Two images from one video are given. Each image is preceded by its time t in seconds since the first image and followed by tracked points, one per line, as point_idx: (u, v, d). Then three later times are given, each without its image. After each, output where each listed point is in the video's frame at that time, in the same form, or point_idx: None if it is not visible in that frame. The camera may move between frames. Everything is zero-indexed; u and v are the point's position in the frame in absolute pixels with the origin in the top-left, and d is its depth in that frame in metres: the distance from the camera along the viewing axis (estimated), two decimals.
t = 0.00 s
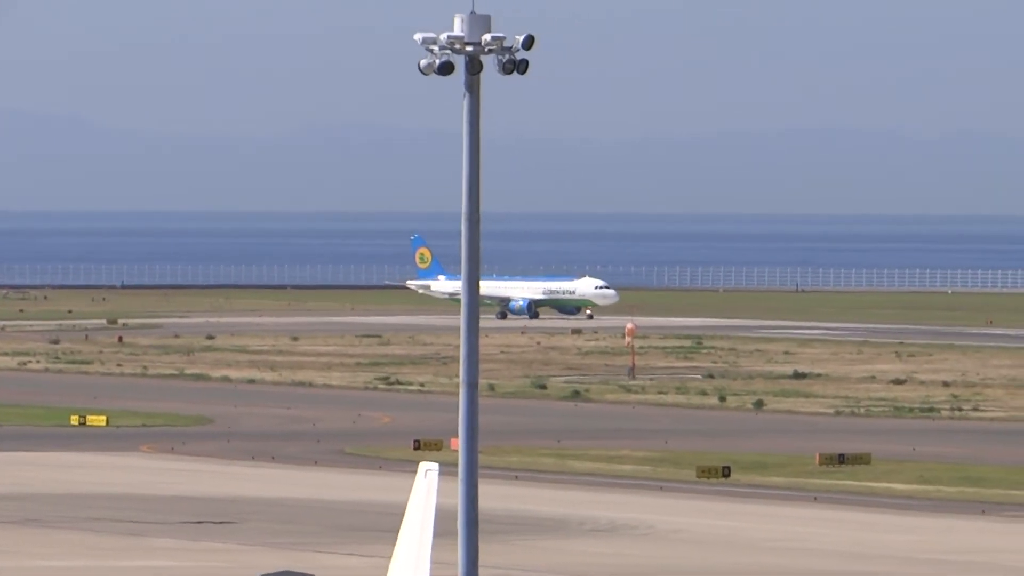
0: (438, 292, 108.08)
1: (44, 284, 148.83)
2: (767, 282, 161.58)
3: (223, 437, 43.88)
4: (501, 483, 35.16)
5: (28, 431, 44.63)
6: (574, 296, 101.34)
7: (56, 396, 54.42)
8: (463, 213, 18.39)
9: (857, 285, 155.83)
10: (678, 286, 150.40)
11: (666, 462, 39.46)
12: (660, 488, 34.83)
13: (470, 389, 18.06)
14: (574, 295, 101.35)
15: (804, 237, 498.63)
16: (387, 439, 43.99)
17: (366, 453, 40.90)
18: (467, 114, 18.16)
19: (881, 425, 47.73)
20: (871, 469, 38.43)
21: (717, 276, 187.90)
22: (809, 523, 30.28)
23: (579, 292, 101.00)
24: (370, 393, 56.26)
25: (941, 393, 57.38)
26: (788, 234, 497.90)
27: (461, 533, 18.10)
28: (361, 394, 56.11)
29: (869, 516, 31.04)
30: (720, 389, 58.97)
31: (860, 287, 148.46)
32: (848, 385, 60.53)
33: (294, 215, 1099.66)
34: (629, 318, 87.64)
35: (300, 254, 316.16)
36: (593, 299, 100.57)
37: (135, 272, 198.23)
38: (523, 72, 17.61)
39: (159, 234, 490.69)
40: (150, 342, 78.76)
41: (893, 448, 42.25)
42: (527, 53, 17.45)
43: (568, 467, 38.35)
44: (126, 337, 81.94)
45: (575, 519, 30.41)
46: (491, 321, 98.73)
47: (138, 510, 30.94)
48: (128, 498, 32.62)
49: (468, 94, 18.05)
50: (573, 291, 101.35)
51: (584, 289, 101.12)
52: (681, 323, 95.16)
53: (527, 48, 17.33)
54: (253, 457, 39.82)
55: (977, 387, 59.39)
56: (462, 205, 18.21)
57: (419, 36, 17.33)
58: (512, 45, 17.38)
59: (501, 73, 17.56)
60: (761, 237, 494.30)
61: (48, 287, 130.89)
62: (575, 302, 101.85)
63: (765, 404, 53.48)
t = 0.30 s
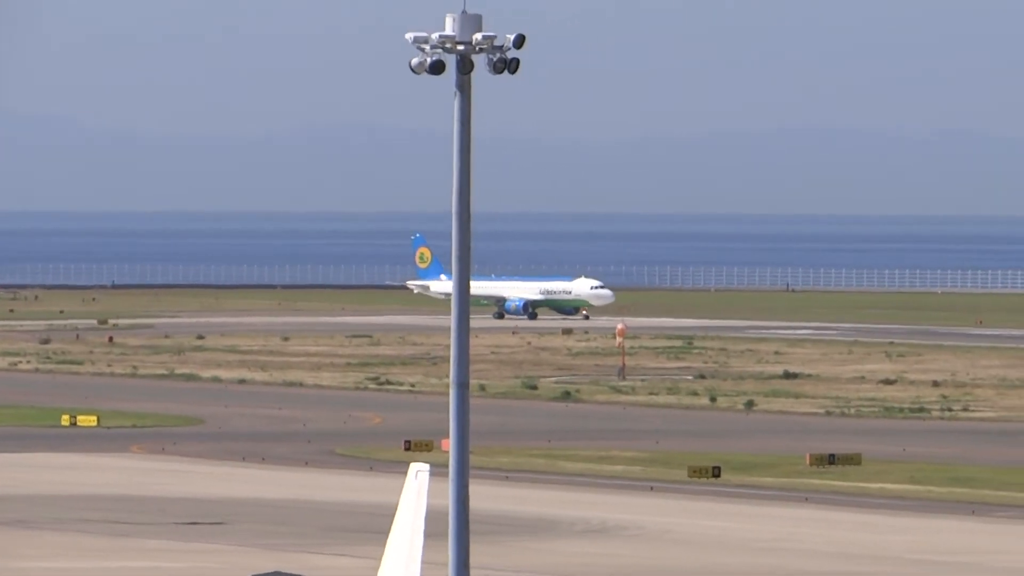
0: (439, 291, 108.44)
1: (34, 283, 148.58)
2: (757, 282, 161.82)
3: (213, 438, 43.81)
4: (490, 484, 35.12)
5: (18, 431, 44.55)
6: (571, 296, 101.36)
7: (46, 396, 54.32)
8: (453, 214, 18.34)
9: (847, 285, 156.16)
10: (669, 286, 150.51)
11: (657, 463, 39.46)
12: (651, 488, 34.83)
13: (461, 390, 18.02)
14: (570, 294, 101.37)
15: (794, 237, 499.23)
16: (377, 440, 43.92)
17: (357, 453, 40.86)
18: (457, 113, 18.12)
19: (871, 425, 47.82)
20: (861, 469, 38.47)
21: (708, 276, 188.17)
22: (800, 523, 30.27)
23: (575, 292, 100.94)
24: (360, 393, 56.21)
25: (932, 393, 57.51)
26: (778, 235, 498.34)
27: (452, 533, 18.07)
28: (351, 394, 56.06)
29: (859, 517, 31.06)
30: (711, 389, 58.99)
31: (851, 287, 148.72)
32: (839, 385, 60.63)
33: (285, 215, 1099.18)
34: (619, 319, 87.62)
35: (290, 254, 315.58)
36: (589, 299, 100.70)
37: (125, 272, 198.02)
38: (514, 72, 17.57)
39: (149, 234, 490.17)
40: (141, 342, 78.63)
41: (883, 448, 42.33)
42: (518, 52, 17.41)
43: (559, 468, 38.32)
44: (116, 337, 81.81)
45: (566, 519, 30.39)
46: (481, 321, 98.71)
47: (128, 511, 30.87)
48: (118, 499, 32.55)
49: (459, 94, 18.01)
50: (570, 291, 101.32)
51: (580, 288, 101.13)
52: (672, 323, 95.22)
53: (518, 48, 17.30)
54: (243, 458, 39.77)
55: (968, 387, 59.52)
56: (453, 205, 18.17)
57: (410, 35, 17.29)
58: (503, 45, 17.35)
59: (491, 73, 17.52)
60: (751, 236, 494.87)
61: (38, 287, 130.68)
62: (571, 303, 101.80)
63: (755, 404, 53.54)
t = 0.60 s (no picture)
0: (435, 291, 108.61)
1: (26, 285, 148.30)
2: (749, 283, 161.99)
3: (204, 438, 43.80)
4: (481, 485, 35.12)
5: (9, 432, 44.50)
6: (566, 297, 101.39)
7: (37, 397, 54.28)
8: (443, 215, 18.35)
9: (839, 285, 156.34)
10: (661, 287, 150.69)
11: (648, 463, 39.49)
12: (641, 489, 34.88)
13: (451, 390, 18.02)
14: (566, 295, 101.43)
15: (785, 236, 499.83)
16: (368, 440, 43.92)
17: (348, 454, 40.86)
18: (447, 117, 18.15)
19: (861, 425, 47.94)
20: (853, 470, 38.55)
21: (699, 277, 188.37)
22: (791, 523, 30.32)
23: (571, 292, 101.02)
24: (352, 394, 56.19)
25: (923, 393, 57.69)
26: (769, 235, 499.67)
27: (443, 537, 18.10)
28: (342, 395, 56.06)
29: (848, 517, 31.14)
30: (701, 389, 59.12)
31: (841, 287, 148.97)
32: (830, 385, 60.77)
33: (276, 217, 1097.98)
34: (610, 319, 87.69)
35: (282, 254, 315.66)
36: (584, 299, 100.78)
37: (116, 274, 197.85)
38: (504, 73, 17.60)
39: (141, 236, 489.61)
40: (132, 343, 78.56)
41: (874, 449, 42.42)
42: (508, 54, 17.45)
43: (549, 467, 38.34)
44: (108, 338, 81.75)
45: (557, 520, 30.39)
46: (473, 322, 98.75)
47: (119, 512, 30.86)
48: (110, 499, 32.53)
49: (449, 96, 18.04)
50: (565, 291, 101.36)
51: (576, 288, 101.14)
52: (663, 324, 95.27)
53: (509, 49, 17.34)
54: (234, 458, 39.78)
55: (959, 387, 59.71)
56: (443, 205, 18.16)
57: (401, 37, 17.31)
58: (493, 46, 17.39)
59: (482, 74, 17.56)
60: (742, 236, 495.41)
61: (30, 289, 130.50)
62: (567, 304, 101.81)
63: (746, 404, 53.63)
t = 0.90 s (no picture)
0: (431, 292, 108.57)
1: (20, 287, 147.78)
2: (744, 284, 162.04)
3: (200, 440, 43.73)
4: (477, 486, 35.08)
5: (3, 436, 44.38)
6: (567, 298, 101.39)
7: (32, 399, 54.15)
8: (440, 217, 18.35)
9: (834, 286, 156.55)
10: (656, 288, 150.74)
11: (644, 464, 39.48)
12: (638, 490, 34.87)
13: (448, 392, 18.04)
14: (567, 296, 101.44)
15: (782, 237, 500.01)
16: (363, 442, 43.86)
17: (344, 456, 40.83)
18: (443, 118, 18.15)
19: (858, 425, 48.03)
20: (849, 470, 38.60)
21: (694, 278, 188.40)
22: (785, 524, 30.34)
23: (572, 295, 101.20)
24: (349, 396, 56.14)
25: (918, 394, 57.71)
26: (765, 237, 499.81)
27: (439, 536, 18.13)
28: (338, 396, 56.02)
29: (845, 518, 31.17)
30: (697, 391, 59.06)
31: (837, 288, 149.13)
32: (826, 386, 60.88)
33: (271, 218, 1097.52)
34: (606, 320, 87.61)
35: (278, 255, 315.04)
36: (585, 300, 100.78)
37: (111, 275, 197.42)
38: (500, 75, 17.61)
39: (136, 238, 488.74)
40: (127, 345, 78.41)
41: (870, 449, 42.48)
42: (504, 55, 17.46)
43: (545, 469, 38.31)
44: (103, 340, 81.60)
45: (553, 522, 30.38)
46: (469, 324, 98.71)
47: (115, 514, 30.80)
48: (106, 502, 32.47)
49: (445, 98, 18.04)
50: (566, 293, 101.38)
51: (577, 289, 101.06)
52: (659, 326, 95.31)
53: (504, 50, 17.34)
54: (231, 460, 39.72)
55: (955, 388, 59.76)
56: (440, 207, 18.17)
57: (396, 38, 17.30)
58: (489, 48, 17.39)
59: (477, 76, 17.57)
60: (738, 237, 495.65)
61: (25, 292, 130.02)
62: (566, 304, 101.81)
63: (743, 405, 53.67)
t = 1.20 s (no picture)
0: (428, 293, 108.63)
1: (16, 288, 147.67)
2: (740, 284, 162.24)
3: (196, 441, 43.75)
4: (473, 487, 35.11)
5: None
6: (568, 299, 101.47)
7: (29, 400, 54.15)
8: (436, 217, 18.33)
9: (831, 286, 156.80)
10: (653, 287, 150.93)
11: (641, 464, 39.51)
12: (634, 490, 34.90)
13: (445, 392, 18.03)
14: (568, 297, 101.51)
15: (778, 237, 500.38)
16: (359, 442, 43.91)
17: (341, 456, 40.85)
18: (439, 119, 18.15)
19: (854, 425, 48.13)
20: (845, 471, 38.65)
21: (690, 278, 188.30)
22: (782, 524, 30.36)
23: (572, 296, 101.27)
24: (345, 396, 56.21)
25: (915, 394, 57.81)
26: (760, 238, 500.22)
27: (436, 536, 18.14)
28: (335, 397, 56.06)
29: (841, 518, 31.20)
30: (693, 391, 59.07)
31: (833, 287, 149.37)
32: (823, 386, 61.02)
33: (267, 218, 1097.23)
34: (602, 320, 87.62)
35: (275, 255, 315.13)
36: (586, 301, 100.80)
37: (107, 276, 197.37)
38: (496, 76, 17.61)
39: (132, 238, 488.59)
40: (124, 346, 78.45)
41: (866, 450, 42.56)
42: (500, 56, 17.45)
43: (541, 470, 38.36)
44: (99, 340, 81.67)
45: (549, 522, 30.39)
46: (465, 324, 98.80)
47: (111, 515, 30.81)
48: (103, 502, 32.46)
49: (441, 98, 18.04)
50: (567, 294, 101.47)
51: (579, 290, 101.01)
52: (656, 326, 95.46)
53: (501, 51, 17.34)
54: (227, 461, 39.74)
55: (951, 388, 59.88)
56: (436, 208, 18.17)
57: (392, 39, 17.33)
58: (485, 49, 17.38)
59: (473, 77, 17.56)
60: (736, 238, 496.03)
61: (22, 292, 129.92)
62: (567, 305, 101.83)
63: (740, 405, 53.73)
